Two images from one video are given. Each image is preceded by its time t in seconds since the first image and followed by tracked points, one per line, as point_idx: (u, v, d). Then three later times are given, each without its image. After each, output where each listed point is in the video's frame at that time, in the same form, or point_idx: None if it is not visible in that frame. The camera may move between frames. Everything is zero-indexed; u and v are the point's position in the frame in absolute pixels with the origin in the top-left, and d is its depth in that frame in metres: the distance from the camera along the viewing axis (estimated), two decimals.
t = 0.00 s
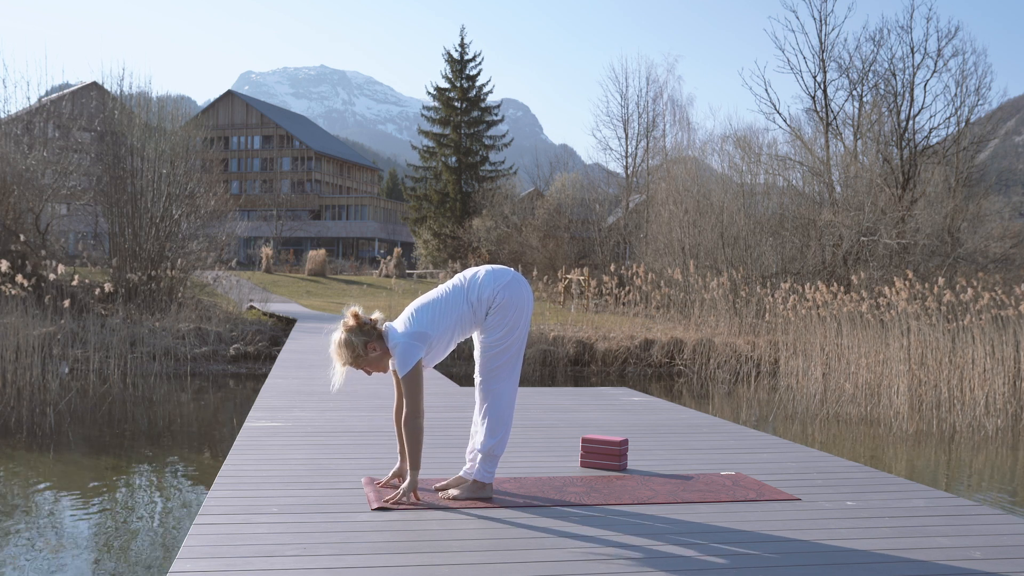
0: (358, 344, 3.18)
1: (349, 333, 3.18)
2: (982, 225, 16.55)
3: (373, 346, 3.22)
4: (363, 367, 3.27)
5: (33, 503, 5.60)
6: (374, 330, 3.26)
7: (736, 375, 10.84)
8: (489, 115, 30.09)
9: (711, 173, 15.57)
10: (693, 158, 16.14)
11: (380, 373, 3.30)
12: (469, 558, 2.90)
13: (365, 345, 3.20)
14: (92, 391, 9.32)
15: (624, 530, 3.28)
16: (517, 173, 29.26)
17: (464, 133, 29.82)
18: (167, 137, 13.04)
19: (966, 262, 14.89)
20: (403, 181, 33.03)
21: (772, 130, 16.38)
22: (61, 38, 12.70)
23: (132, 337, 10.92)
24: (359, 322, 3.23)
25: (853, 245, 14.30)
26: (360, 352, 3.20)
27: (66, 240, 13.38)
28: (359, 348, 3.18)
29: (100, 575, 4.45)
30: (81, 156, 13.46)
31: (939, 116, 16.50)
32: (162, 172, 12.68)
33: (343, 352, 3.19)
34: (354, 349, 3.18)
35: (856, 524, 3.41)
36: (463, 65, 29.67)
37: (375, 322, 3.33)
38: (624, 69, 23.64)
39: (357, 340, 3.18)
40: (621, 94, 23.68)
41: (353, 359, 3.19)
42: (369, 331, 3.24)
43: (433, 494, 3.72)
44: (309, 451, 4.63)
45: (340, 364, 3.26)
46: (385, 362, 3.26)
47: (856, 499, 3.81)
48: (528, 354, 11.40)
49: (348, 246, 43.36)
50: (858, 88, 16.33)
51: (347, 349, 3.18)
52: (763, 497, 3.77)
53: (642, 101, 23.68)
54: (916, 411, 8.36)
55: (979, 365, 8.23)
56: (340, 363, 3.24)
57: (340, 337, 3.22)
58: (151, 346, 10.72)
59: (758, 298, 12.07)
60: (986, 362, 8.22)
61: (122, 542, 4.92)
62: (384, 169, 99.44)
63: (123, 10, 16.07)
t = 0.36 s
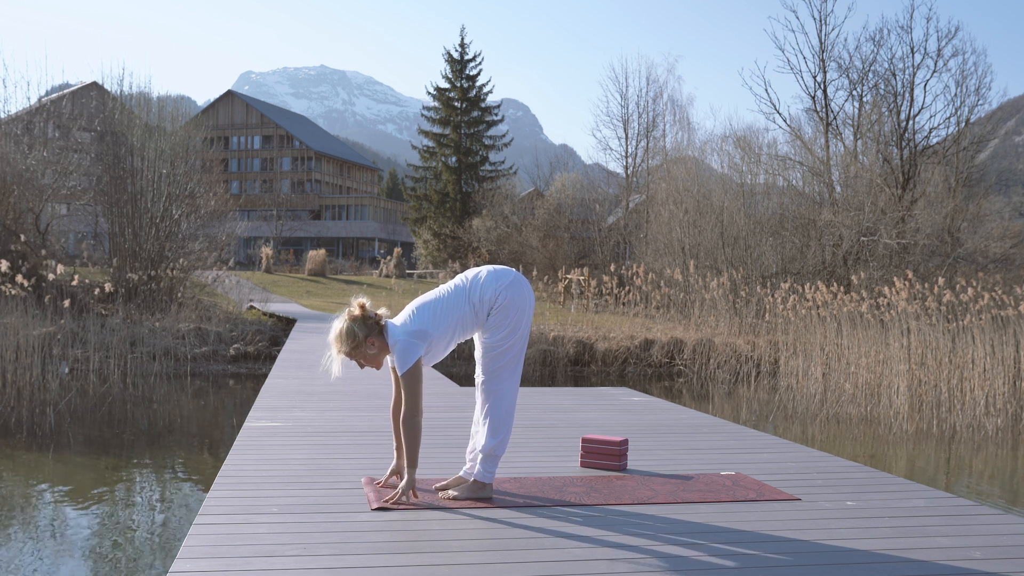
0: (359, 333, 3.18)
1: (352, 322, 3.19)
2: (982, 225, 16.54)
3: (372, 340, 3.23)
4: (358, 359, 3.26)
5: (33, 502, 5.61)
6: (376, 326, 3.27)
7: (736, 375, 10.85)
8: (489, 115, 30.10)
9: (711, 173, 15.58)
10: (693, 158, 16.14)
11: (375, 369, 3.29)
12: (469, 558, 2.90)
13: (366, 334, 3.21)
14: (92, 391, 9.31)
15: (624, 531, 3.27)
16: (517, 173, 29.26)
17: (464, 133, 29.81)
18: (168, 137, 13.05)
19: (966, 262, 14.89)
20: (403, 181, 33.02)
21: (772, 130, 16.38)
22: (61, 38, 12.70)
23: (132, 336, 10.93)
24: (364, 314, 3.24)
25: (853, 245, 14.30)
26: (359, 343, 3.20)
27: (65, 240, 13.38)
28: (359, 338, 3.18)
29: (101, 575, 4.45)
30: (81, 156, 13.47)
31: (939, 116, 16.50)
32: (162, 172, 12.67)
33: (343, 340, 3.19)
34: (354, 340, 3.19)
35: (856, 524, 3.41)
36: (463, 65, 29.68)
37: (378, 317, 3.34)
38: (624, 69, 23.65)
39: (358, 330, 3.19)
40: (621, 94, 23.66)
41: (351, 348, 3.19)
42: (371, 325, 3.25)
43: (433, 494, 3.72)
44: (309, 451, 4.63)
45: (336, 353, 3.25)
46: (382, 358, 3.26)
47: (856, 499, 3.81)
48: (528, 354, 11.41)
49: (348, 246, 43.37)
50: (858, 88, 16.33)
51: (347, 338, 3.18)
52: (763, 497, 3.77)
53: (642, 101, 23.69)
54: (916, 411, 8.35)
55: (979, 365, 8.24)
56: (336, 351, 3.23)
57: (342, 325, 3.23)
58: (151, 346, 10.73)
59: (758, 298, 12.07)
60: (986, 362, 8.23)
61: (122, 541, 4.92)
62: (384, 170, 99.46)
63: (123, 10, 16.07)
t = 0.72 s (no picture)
0: (360, 317, 3.20)
1: (354, 306, 3.21)
2: (982, 225, 16.54)
3: (370, 327, 3.24)
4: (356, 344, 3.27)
5: (33, 502, 5.61)
6: (379, 314, 3.28)
7: (736, 375, 10.85)
8: (489, 115, 30.09)
9: (711, 173, 15.57)
10: (693, 158, 16.13)
11: (369, 357, 3.31)
12: (469, 558, 2.90)
13: (366, 320, 3.23)
14: (92, 391, 9.31)
15: (624, 530, 3.27)
16: (517, 173, 29.26)
17: (464, 133, 29.81)
18: (167, 137, 13.06)
19: (966, 262, 14.89)
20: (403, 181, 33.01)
21: (772, 130, 16.37)
22: (61, 38, 12.70)
23: (132, 336, 10.93)
24: (368, 299, 3.26)
25: (853, 245, 14.29)
26: (358, 328, 3.22)
27: (65, 240, 13.40)
28: (358, 323, 3.20)
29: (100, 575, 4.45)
30: (81, 156, 13.47)
31: (939, 116, 16.51)
32: (162, 172, 12.67)
33: (343, 322, 3.21)
34: (353, 324, 3.20)
35: (856, 524, 3.41)
36: (463, 65, 29.67)
37: (383, 304, 3.35)
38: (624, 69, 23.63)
39: (359, 315, 3.21)
40: (621, 94, 23.65)
41: (348, 331, 3.21)
42: (372, 312, 3.26)
43: (434, 494, 3.72)
44: (309, 451, 4.63)
45: (334, 335, 3.27)
46: (377, 347, 3.27)
47: (856, 499, 3.81)
48: (528, 355, 11.41)
49: (348, 246, 43.38)
50: (858, 88, 16.32)
51: (347, 321, 3.20)
52: (763, 497, 3.77)
53: (642, 101, 23.67)
54: (917, 411, 8.35)
55: (979, 365, 8.24)
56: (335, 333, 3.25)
57: (344, 308, 3.24)
58: (151, 346, 10.73)
59: (758, 298, 12.06)
60: (986, 361, 8.23)
61: (121, 541, 4.92)
62: (384, 170, 99.51)
63: (123, 10, 16.07)
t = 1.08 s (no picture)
0: (360, 307, 3.22)
1: (355, 297, 3.24)
2: (982, 225, 16.54)
3: (368, 321, 3.26)
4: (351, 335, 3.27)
5: (33, 503, 5.61)
6: (378, 309, 3.30)
7: (736, 375, 10.85)
8: (489, 115, 30.10)
9: (712, 174, 15.57)
10: (693, 158, 16.14)
11: (364, 351, 3.30)
12: (469, 558, 2.90)
13: (366, 311, 3.25)
14: (92, 391, 9.32)
15: (624, 530, 3.27)
16: (517, 174, 29.26)
17: (464, 133, 29.81)
18: (167, 137, 13.07)
19: (966, 262, 14.89)
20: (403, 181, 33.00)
21: (772, 130, 16.38)
22: (61, 38, 12.70)
23: (132, 336, 10.93)
24: (369, 293, 3.29)
25: (853, 245, 14.29)
26: (356, 320, 3.23)
27: (65, 240, 13.40)
28: (356, 313, 3.22)
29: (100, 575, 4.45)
30: (81, 156, 13.46)
31: (939, 116, 16.51)
32: (162, 172, 12.67)
33: (341, 311, 3.23)
34: (352, 314, 3.22)
35: (856, 524, 3.41)
36: (464, 65, 29.68)
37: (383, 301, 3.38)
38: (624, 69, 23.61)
39: (359, 306, 3.22)
40: (621, 94, 23.65)
41: (345, 321, 3.22)
42: (372, 306, 3.29)
43: (434, 494, 3.72)
44: (309, 451, 4.63)
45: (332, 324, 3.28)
46: (372, 340, 3.28)
47: (856, 499, 3.81)
48: (528, 355, 11.41)
49: (348, 246, 43.38)
50: (858, 88, 16.32)
51: (346, 310, 3.22)
52: (763, 497, 3.77)
53: (642, 101, 23.67)
54: (917, 412, 8.35)
55: (979, 365, 8.24)
56: (332, 323, 3.25)
57: (345, 299, 3.26)
58: (151, 346, 10.73)
59: (758, 298, 12.06)
60: (986, 361, 8.23)
61: (121, 541, 4.91)
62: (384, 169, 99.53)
63: (123, 10, 16.09)
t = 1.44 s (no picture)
0: (359, 306, 3.23)
1: (357, 295, 3.24)
2: (982, 225, 16.55)
3: (367, 320, 3.26)
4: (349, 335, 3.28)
5: (33, 502, 5.61)
6: (379, 309, 3.30)
7: (736, 375, 10.86)
8: (489, 115, 30.11)
9: (711, 174, 15.56)
10: (693, 158, 16.14)
11: (362, 350, 3.30)
12: (469, 558, 2.90)
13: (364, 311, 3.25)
14: (92, 391, 9.32)
15: (624, 531, 3.27)
16: (517, 174, 29.26)
17: (464, 133, 29.81)
18: (167, 137, 13.08)
19: (966, 262, 14.89)
20: (403, 181, 32.98)
21: (772, 130, 16.37)
22: (61, 38, 12.70)
23: (132, 336, 10.94)
24: (370, 292, 3.29)
25: (853, 245, 14.29)
26: (356, 319, 3.24)
27: (65, 240, 13.41)
28: (357, 312, 3.22)
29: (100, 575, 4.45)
30: (81, 156, 13.46)
31: (939, 116, 16.51)
32: (162, 172, 12.68)
33: (342, 309, 3.23)
34: (352, 312, 3.23)
35: (856, 524, 3.41)
36: (463, 65, 29.68)
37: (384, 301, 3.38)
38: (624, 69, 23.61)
39: (359, 305, 3.23)
40: (621, 94, 23.67)
41: (345, 319, 3.22)
42: (373, 306, 3.29)
43: (433, 494, 3.71)
44: (309, 451, 4.63)
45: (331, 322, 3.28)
46: (370, 340, 3.28)
47: (856, 499, 3.81)
48: (528, 355, 11.41)
49: (348, 246, 43.39)
50: (858, 88, 16.32)
51: (346, 309, 3.22)
52: (763, 497, 3.77)
53: (642, 101, 23.67)
54: (917, 412, 8.35)
55: (978, 365, 8.24)
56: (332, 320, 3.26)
57: (346, 296, 3.27)
58: (151, 346, 10.73)
59: (758, 298, 12.06)
60: (986, 362, 8.23)
61: (121, 542, 4.92)
62: (384, 169, 99.62)
63: (123, 10, 16.09)
